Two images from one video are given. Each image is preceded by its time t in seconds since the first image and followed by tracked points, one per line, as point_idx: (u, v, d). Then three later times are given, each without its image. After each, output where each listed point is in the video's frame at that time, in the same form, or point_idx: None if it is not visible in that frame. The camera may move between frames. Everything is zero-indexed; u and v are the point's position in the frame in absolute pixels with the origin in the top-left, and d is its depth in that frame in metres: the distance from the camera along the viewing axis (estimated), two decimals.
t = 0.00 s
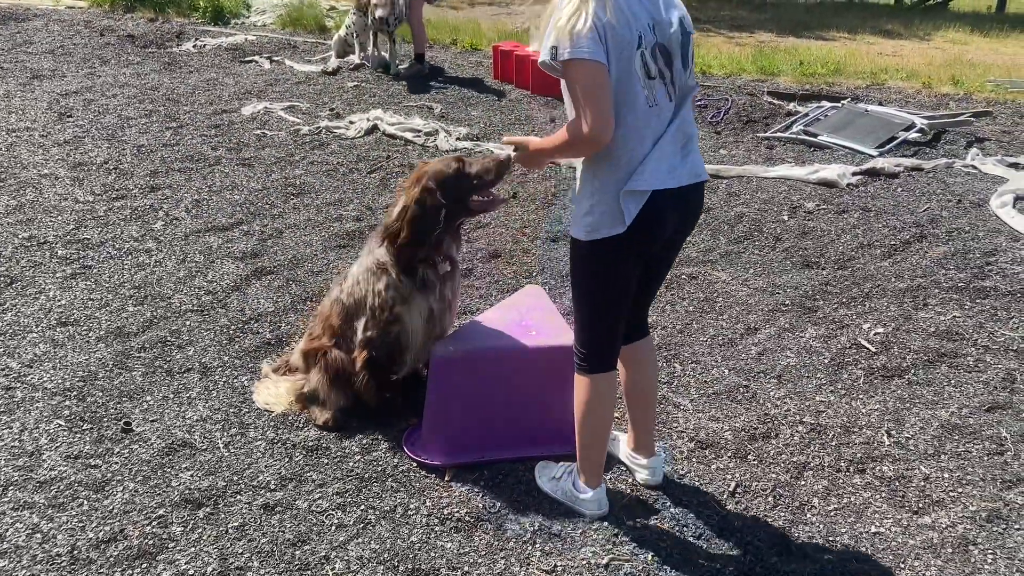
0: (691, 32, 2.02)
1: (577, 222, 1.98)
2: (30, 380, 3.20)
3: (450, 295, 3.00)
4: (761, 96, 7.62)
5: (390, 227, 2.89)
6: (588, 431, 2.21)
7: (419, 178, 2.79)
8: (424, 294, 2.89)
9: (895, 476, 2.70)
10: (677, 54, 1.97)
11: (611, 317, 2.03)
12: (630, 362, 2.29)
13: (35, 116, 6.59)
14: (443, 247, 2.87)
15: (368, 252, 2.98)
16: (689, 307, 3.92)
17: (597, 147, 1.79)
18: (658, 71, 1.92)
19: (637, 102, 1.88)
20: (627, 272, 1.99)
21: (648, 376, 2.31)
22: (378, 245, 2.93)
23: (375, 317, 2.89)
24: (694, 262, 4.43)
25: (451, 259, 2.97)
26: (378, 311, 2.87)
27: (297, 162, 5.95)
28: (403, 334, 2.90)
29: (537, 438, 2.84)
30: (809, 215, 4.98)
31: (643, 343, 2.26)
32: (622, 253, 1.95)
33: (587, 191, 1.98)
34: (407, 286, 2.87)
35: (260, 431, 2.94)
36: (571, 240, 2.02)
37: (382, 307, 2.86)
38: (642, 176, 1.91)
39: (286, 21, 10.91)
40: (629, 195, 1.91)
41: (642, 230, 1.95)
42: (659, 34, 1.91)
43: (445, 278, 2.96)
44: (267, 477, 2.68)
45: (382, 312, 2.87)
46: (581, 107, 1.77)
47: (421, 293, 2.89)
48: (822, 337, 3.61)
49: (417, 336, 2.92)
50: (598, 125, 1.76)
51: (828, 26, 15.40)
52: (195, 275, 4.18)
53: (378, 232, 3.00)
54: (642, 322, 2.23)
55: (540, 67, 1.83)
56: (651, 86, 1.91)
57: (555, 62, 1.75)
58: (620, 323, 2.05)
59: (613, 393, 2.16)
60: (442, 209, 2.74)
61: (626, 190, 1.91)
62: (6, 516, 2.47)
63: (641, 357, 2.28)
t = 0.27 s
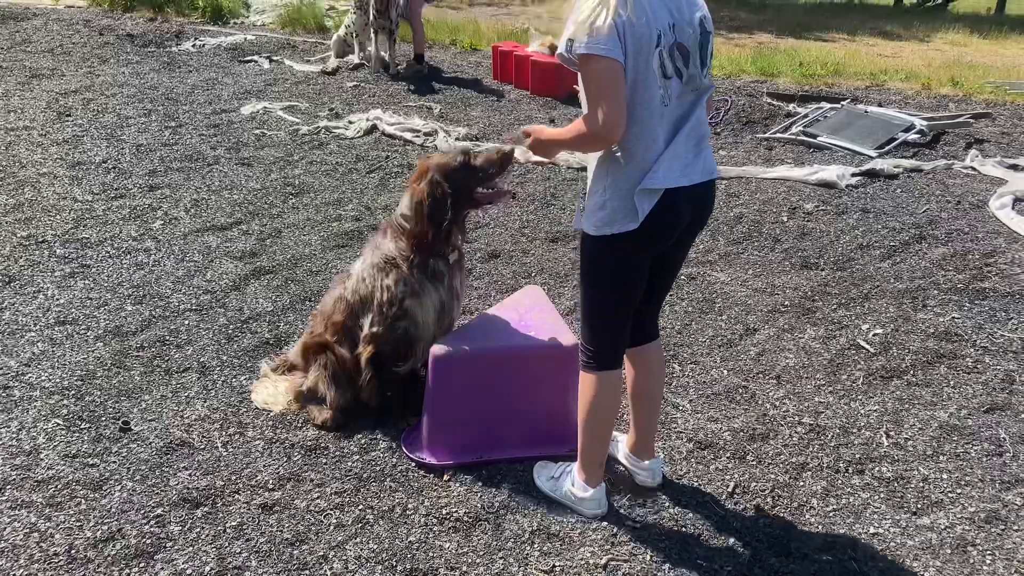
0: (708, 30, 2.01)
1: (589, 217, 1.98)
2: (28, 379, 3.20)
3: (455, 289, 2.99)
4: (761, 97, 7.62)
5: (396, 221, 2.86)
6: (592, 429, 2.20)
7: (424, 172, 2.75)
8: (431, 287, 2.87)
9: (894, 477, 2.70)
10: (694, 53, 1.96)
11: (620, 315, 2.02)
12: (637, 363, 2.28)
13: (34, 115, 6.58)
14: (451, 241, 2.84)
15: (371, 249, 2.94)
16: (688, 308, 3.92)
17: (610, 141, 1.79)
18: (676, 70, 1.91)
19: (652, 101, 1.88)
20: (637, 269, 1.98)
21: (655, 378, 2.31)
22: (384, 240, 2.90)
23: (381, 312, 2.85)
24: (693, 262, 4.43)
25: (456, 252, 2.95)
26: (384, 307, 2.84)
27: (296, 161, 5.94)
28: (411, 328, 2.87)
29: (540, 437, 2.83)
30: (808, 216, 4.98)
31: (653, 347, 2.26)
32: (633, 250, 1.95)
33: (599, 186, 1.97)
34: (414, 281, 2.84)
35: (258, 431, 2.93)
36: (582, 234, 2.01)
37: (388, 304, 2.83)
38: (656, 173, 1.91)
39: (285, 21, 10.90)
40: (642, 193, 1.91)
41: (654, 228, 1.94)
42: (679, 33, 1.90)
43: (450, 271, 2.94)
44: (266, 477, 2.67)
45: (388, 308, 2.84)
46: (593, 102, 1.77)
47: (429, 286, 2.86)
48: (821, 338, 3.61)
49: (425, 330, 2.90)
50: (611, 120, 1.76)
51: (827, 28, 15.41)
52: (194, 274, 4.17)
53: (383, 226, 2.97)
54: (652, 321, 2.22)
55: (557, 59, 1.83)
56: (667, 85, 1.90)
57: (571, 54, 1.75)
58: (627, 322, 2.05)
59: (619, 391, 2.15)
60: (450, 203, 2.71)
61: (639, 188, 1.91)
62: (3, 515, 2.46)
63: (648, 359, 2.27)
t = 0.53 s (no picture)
0: (712, 33, 2.00)
1: (589, 218, 1.98)
2: (26, 381, 3.19)
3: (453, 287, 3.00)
4: (760, 99, 7.62)
5: (395, 221, 2.87)
6: (591, 430, 2.20)
7: (423, 173, 2.75)
8: (431, 287, 2.89)
9: (891, 480, 2.70)
10: (698, 56, 1.95)
11: (620, 317, 2.02)
12: (635, 365, 2.28)
13: (33, 116, 6.59)
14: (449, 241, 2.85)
15: (369, 249, 2.94)
16: (686, 310, 3.92)
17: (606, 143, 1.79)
18: (679, 74, 1.91)
19: (654, 104, 1.88)
20: (638, 271, 1.98)
21: (655, 380, 2.31)
22: (383, 240, 2.90)
23: (380, 313, 2.86)
24: (691, 265, 4.43)
25: (454, 251, 2.96)
26: (384, 307, 2.85)
27: (295, 163, 5.94)
28: (410, 329, 2.89)
29: (539, 439, 2.84)
30: (806, 219, 4.98)
31: (653, 350, 2.26)
32: (634, 253, 1.94)
33: (600, 188, 1.98)
34: (413, 281, 2.85)
35: (255, 432, 2.93)
36: (584, 235, 2.02)
37: (388, 304, 2.84)
38: (657, 176, 1.91)
39: (285, 22, 10.91)
40: (643, 195, 1.91)
41: (655, 230, 1.94)
42: (684, 37, 1.90)
43: (448, 271, 2.95)
44: (263, 479, 2.67)
45: (388, 308, 2.85)
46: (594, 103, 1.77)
47: (429, 286, 2.89)
48: (819, 341, 3.61)
49: (426, 330, 2.92)
50: (610, 122, 1.76)
51: (827, 30, 15.43)
52: (192, 276, 4.17)
53: (382, 227, 2.98)
54: (652, 324, 2.22)
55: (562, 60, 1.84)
56: (669, 88, 1.90)
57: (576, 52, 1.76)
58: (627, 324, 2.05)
59: (619, 393, 2.15)
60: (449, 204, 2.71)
61: (639, 190, 1.91)
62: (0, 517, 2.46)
63: (648, 361, 2.27)
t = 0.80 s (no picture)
0: (713, 39, 2.01)
1: (589, 221, 1.99)
2: (27, 383, 3.20)
3: (453, 291, 3.00)
4: (760, 102, 7.64)
5: (396, 224, 2.87)
6: (590, 433, 2.21)
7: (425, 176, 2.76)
8: (432, 290, 2.90)
9: (890, 484, 2.70)
10: (698, 62, 1.96)
11: (619, 320, 2.03)
12: (634, 368, 2.29)
13: (35, 119, 6.60)
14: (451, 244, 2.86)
15: (370, 252, 2.96)
16: (686, 313, 3.92)
17: (605, 149, 1.80)
18: (679, 79, 1.92)
19: (654, 108, 1.89)
20: (637, 274, 1.99)
21: (653, 384, 2.32)
22: (384, 243, 2.91)
23: (380, 316, 2.86)
24: (691, 268, 4.44)
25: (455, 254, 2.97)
26: (384, 310, 2.85)
27: (296, 166, 5.96)
28: (411, 332, 2.89)
29: (539, 441, 2.84)
30: (806, 222, 4.99)
31: (651, 353, 2.27)
32: (633, 256, 1.95)
33: (601, 191, 1.99)
34: (413, 284, 2.86)
35: (256, 435, 2.94)
36: (583, 238, 2.03)
37: (388, 307, 2.84)
38: (657, 180, 1.92)
39: (286, 25, 10.93)
40: (643, 199, 1.92)
41: (654, 234, 1.95)
42: (685, 42, 1.91)
43: (449, 274, 2.96)
44: (263, 482, 2.68)
45: (388, 311, 2.85)
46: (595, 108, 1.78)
47: (430, 289, 2.89)
48: (819, 344, 3.61)
49: (426, 333, 2.92)
50: (612, 127, 1.77)
51: (827, 33, 15.45)
52: (194, 278, 4.18)
53: (383, 230, 2.99)
54: (652, 327, 2.23)
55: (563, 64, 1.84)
56: (670, 93, 1.91)
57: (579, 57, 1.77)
58: (625, 328, 2.06)
59: (618, 395, 2.16)
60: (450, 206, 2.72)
61: (639, 194, 1.91)
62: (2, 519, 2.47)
63: (646, 364, 2.28)
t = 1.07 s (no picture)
0: (711, 47, 2.02)
1: (588, 227, 1.99)
2: (29, 388, 3.21)
3: (459, 296, 3.01)
4: (760, 106, 7.65)
5: (403, 229, 2.88)
6: (590, 439, 2.21)
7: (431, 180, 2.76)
8: (439, 294, 2.91)
9: (891, 489, 2.70)
10: (698, 70, 1.97)
11: (618, 326, 2.04)
12: (634, 373, 2.29)
13: (36, 122, 6.62)
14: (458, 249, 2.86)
15: (377, 257, 2.96)
16: (687, 318, 3.93)
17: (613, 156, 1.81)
18: (680, 86, 1.93)
19: (655, 116, 1.89)
20: (636, 280, 1.99)
21: (653, 389, 2.32)
22: (391, 247, 2.92)
23: (386, 320, 2.87)
24: (692, 272, 4.44)
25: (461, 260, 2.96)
26: (390, 315, 2.86)
27: (297, 169, 5.97)
28: (417, 336, 2.90)
29: (538, 446, 2.85)
30: (807, 226, 5.00)
31: (649, 358, 2.27)
32: (632, 262, 1.96)
33: (600, 197, 1.99)
34: (420, 289, 2.86)
35: (257, 440, 2.94)
36: (581, 244, 2.03)
37: (395, 312, 2.85)
38: (656, 187, 1.92)
39: (288, 28, 10.95)
40: (643, 205, 1.92)
41: (653, 241, 1.95)
42: (685, 51, 1.91)
43: (455, 279, 2.96)
44: (264, 487, 2.68)
45: (394, 316, 2.86)
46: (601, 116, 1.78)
47: (437, 293, 2.90)
48: (819, 349, 3.61)
49: (433, 337, 2.93)
50: (618, 135, 1.78)
51: (827, 36, 15.47)
52: (195, 283, 4.19)
53: (390, 233, 2.99)
54: (649, 333, 2.23)
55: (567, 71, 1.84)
56: (671, 101, 1.91)
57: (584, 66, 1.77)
58: (624, 333, 2.06)
59: (617, 400, 2.17)
60: (457, 211, 2.72)
61: (640, 201, 1.92)
62: (3, 525, 2.47)
63: (646, 369, 2.28)
